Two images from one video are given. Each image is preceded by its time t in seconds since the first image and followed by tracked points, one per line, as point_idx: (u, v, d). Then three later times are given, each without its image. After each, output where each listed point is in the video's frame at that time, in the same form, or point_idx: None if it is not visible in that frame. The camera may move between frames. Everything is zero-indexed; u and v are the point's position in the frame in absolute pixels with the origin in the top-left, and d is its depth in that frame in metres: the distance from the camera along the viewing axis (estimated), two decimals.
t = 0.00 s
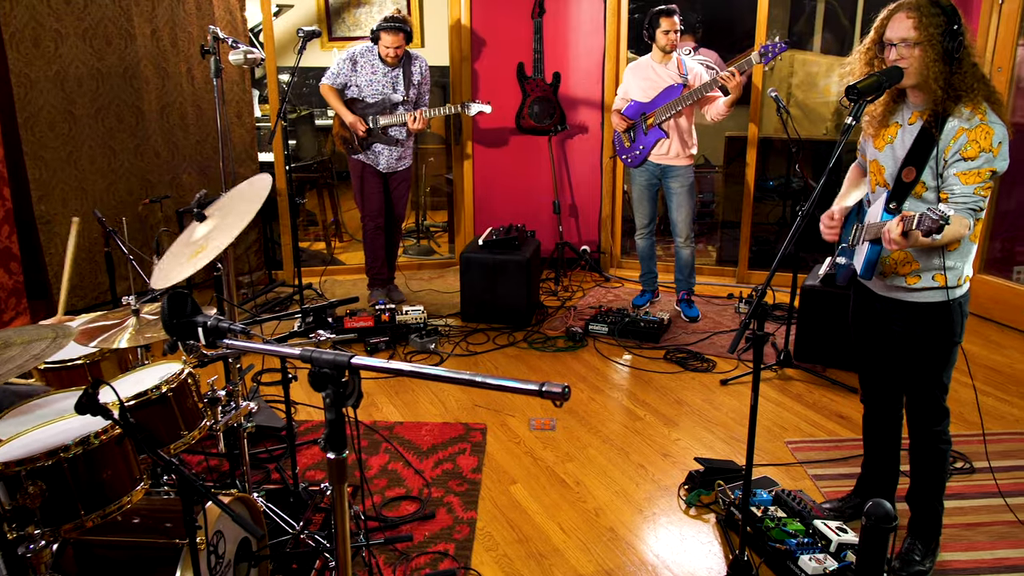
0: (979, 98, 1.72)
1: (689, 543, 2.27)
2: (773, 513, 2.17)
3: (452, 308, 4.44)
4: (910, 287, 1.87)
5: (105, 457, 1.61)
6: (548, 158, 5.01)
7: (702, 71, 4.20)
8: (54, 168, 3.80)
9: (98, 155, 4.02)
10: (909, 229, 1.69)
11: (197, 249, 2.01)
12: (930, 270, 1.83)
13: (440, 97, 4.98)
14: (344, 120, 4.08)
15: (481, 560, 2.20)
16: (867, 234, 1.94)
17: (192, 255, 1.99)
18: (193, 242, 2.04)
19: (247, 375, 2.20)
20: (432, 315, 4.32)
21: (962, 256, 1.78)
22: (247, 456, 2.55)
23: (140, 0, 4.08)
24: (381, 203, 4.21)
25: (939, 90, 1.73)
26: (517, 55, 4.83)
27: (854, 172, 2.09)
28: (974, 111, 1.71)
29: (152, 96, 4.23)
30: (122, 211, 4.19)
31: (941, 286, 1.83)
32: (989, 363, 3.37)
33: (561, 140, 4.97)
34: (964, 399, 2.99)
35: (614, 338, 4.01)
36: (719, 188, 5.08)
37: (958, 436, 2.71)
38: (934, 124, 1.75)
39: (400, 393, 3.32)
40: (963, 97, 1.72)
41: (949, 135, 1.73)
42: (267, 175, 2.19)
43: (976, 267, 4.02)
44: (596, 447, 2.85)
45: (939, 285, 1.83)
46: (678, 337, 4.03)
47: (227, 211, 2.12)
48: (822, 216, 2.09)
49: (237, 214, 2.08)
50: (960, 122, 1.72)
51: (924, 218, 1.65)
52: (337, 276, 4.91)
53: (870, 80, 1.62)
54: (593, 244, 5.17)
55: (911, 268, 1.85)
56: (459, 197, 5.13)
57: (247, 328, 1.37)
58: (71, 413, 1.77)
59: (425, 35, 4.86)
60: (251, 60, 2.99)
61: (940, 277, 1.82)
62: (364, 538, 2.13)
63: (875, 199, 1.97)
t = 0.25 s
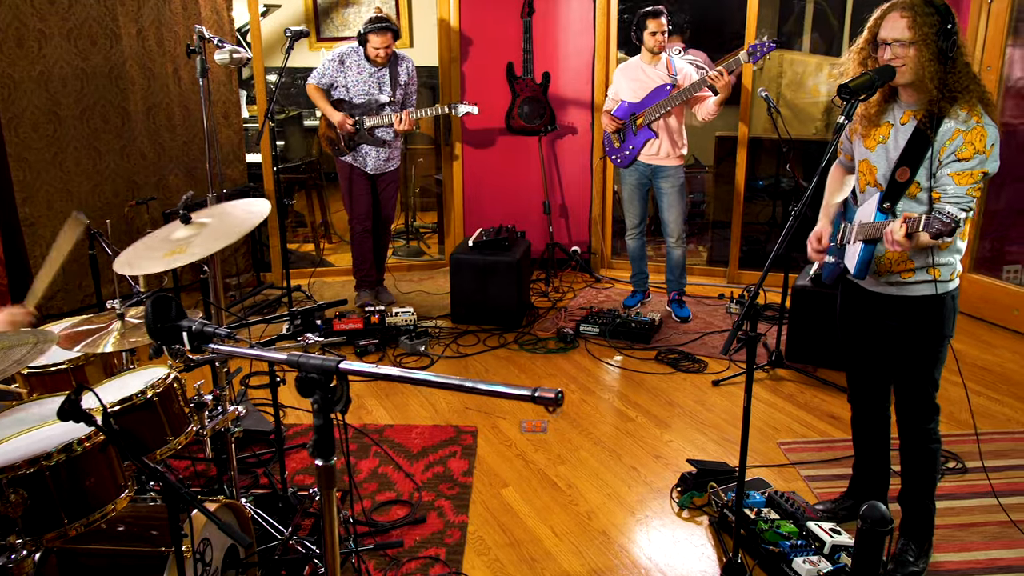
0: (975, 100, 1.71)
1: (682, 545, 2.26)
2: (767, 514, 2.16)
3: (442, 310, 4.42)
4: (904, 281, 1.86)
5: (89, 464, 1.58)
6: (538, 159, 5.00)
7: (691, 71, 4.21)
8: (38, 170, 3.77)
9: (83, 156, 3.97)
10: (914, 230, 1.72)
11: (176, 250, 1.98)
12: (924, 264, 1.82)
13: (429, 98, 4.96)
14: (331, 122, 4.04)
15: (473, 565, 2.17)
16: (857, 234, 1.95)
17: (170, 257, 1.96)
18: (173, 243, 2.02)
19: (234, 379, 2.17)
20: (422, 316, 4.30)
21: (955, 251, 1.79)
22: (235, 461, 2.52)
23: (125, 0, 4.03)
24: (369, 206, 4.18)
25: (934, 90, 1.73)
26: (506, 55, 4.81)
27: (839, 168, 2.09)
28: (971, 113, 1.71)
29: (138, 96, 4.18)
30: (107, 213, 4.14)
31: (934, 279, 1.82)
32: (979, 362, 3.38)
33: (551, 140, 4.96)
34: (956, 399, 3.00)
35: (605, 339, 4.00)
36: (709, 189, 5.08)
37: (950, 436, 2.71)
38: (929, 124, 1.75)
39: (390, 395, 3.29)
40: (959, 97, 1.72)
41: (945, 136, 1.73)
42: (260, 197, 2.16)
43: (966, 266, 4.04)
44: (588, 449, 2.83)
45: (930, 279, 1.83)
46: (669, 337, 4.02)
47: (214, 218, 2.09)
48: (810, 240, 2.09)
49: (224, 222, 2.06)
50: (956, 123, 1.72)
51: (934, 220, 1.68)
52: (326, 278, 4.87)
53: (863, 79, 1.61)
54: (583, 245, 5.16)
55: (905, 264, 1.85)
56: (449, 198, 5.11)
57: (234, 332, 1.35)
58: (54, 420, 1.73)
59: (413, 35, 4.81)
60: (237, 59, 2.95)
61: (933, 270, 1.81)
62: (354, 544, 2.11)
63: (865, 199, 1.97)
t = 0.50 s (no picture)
0: (968, 100, 1.73)
1: (675, 549, 2.24)
2: (760, 518, 2.15)
3: (433, 312, 4.39)
4: (902, 281, 1.86)
5: (71, 473, 1.55)
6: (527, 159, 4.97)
7: (680, 71, 4.19)
8: (22, 173, 3.73)
9: (69, 158, 3.93)
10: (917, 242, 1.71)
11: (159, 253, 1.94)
12: (921, 265, 1.82)
13: (418, 99, 4.93)
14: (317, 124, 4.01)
15: (465, 570, 2.15)
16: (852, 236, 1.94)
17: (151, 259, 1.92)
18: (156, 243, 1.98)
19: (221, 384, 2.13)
20: (412, 319, 4.27)
21: (952, 253, 1.78)
22: (222, 467, 2.49)
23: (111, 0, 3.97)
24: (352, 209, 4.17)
25: (928, 90, 1.74)
26: (496, 56, 4.78)
27: (831, 168, 2.10)
28: (964, 113, 1.73)
29: (124, 98, 4.10)
30: (92, 215, 4.08)
31: (931, 278, 1.82)
32: (970, 363, 3.39)
33: (541, 141, 4.94)
34: (947, 399, 3.01)
35: (596, 341, 3.99)
36: (699, 190, 5.08)
37: (942, 437, 2.71)
38: (923, 125, 1.75)
39: (380, 399, 3.26)
40: (952, 98, 1.74)
41: (940, 137, 1.75)
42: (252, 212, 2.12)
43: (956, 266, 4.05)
44: (580, 452, 2.82)
45: (927, 277, 1.83)
46: (660, 339, 4.02)
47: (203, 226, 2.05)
48: (816, 225, 2.05)
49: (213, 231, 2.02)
50: (951, 123, 1.73)
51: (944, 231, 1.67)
52: (315, 280, 4.84)
53: (856, 78, 1.64)
54: (574, 246, 5.15)
55: (902, 264, 1.84)
56: (439, 200, 5.08)
57: (217, 339, 1.32)
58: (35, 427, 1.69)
59: (402, 36, 4.81)
60: (222, 59, 2.92)
61: (931, 270, 1.81)
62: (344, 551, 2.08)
63: (860, 201, 1.97)
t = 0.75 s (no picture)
0: (959, 100, 1.79)
1: (667, 554, 2.24)
2: (751, 523, 2.15)
3: (420, 317, 4.36)
4: (895, 288, 1.95)
5: (51, 484, 1.51)
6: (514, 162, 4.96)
7: (665, 74, 4.20)
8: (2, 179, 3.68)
9: (50, 163, 3.89)
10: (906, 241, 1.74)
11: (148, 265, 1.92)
12: (915, 272, 1.91)
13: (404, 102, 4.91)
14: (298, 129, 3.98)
15: None
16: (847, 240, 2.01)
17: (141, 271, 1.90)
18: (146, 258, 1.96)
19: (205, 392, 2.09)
20: (400, 324, 4.24)
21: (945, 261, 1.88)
22: (207, 475, 2.44)
23: (93, 2, 3.90)
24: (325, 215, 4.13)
25: (920, 90, 1.81)
26: (483, 59, 4.77)
27: (830, 169, 2.17)
28: (955, 114, 1.79)
29: (106, 102, 4.03)
30: (73, 220, 4.01)
31: (926, 286, 1.92)
32: (959, 364, 3.41)
33: (528, 145, 4.94)
34: (936, 401, 3.02)
35: (585, 345, 3.97)
36: (687, 193, 5.09)
37: (932, 439, 2.73)
38: (915, 127, 1.83)
39: (367, 405, 3.23)
40: (943, 98, 1.80)
41: (932, 137, 1.81)
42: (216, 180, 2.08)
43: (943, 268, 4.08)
44: (569, 457, 2.80)
45: (922, 286, 1.92)
46: (649, 343, 4.01)
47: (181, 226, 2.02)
48: (810, 217, 2.11)
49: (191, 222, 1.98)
50: (942, 124, 1.80)
51: (928, 231, 1.71)
52: (301, 286, 4.79)
53: (846, 81, 1.73)
54: (561, 250, 5.14)
55: (896, 270, 1.93)
56: (426, 204, 5.06)
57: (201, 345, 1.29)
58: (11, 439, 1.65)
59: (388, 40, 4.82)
60: (205, 61, 2.89)
61: (925, 278, 1.90)
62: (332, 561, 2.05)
63: (854, 202, 2.05)
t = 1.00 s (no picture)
0: (951, 99, 1.81)
1: (658, 559, 2.23)
2: (743, 526, 2.14)
3: (408, 321, 4.33)
4: (887, 292, 1.96)
5: (30, 495, 1.48)
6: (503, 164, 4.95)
7: (652, 75, 4.20)
8: None
9: (31, 167, 3.84)
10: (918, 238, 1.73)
11: (122, 263, 1.88)
12: (907, 276, 1.92)
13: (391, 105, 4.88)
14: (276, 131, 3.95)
15: None
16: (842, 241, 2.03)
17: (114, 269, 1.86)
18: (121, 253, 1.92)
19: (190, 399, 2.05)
20: (388, 327, 4.21)
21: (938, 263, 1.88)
22: (191, 482, 2.40)
23: (74, 3, 3.84)
24: (306, 217, 4.08)
25: (910, 91, 1.82)
26: (469, 61, 4.75)
27: (823, 172, 2.20)
28: (947, 112, 1.80)
29: (88, 104, 3.98)
30: (55, 224, 3.96)
31: (918, 290, 1.92)
32: (947, 365, 3.43)
33: (516, 147, 4.92)
34: (925, 402, 3.03)
35: (574, 348, 3.96)
36: (674, 195, 5.09)
37: (922, 440, 2.73)
38: (907, 126, 1.84)
39: (355, 410, 3.20)
40: (934, 97, 1.81)
41: (925, 136, 1.82)
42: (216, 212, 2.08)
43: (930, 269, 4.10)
44: (559, 462, 2.78)
45: (915, 290, 1.93)
46: (638, 345, 4.00)
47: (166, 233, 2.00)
48: (801, 242, 2.19)
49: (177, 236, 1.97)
50: (934, 123, 1.80)
51: (926, 230, 1.71)
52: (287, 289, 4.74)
53: (836, 81, 1.74)
54: (550, 252, 5.13)
55: (888, 274, 1.94)
56: (413, 206, 5.03)
57: (184, 352, 1.26)
58: None
59: (374, 41, 4.82)
60: (187, 62, 2.84)
61: (916, 282, 1.91)
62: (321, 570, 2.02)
63: (849, 204, 2.07)
